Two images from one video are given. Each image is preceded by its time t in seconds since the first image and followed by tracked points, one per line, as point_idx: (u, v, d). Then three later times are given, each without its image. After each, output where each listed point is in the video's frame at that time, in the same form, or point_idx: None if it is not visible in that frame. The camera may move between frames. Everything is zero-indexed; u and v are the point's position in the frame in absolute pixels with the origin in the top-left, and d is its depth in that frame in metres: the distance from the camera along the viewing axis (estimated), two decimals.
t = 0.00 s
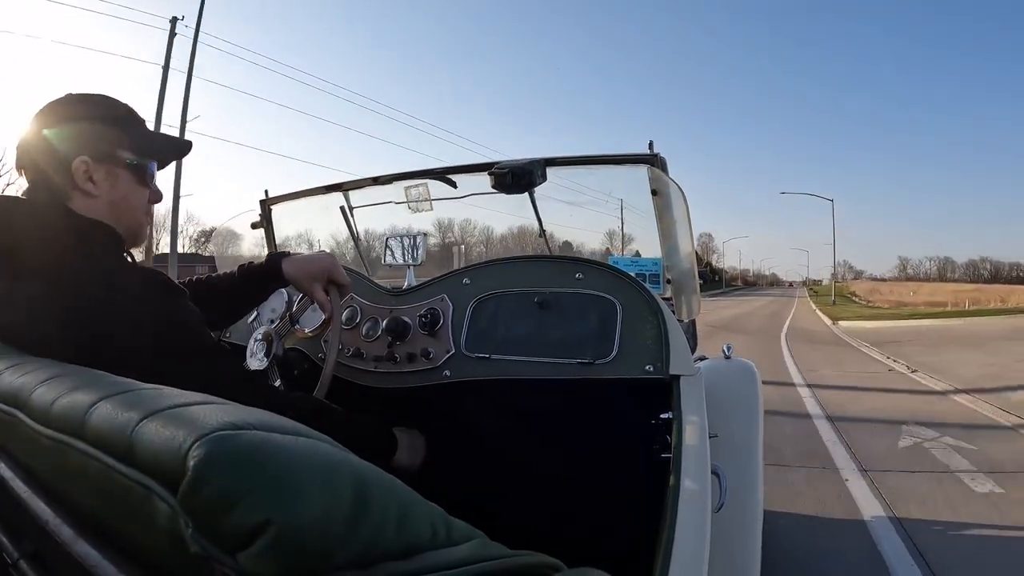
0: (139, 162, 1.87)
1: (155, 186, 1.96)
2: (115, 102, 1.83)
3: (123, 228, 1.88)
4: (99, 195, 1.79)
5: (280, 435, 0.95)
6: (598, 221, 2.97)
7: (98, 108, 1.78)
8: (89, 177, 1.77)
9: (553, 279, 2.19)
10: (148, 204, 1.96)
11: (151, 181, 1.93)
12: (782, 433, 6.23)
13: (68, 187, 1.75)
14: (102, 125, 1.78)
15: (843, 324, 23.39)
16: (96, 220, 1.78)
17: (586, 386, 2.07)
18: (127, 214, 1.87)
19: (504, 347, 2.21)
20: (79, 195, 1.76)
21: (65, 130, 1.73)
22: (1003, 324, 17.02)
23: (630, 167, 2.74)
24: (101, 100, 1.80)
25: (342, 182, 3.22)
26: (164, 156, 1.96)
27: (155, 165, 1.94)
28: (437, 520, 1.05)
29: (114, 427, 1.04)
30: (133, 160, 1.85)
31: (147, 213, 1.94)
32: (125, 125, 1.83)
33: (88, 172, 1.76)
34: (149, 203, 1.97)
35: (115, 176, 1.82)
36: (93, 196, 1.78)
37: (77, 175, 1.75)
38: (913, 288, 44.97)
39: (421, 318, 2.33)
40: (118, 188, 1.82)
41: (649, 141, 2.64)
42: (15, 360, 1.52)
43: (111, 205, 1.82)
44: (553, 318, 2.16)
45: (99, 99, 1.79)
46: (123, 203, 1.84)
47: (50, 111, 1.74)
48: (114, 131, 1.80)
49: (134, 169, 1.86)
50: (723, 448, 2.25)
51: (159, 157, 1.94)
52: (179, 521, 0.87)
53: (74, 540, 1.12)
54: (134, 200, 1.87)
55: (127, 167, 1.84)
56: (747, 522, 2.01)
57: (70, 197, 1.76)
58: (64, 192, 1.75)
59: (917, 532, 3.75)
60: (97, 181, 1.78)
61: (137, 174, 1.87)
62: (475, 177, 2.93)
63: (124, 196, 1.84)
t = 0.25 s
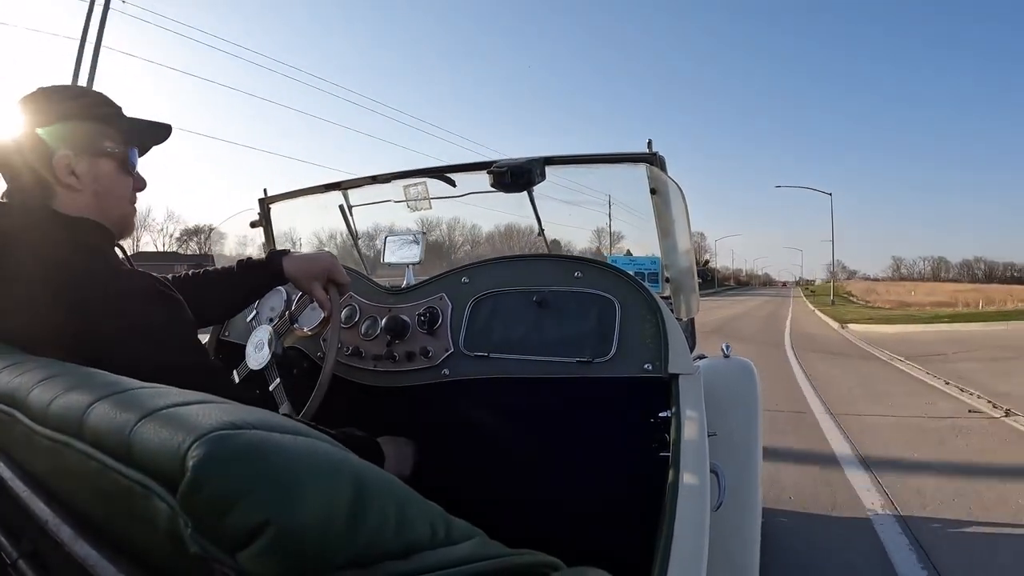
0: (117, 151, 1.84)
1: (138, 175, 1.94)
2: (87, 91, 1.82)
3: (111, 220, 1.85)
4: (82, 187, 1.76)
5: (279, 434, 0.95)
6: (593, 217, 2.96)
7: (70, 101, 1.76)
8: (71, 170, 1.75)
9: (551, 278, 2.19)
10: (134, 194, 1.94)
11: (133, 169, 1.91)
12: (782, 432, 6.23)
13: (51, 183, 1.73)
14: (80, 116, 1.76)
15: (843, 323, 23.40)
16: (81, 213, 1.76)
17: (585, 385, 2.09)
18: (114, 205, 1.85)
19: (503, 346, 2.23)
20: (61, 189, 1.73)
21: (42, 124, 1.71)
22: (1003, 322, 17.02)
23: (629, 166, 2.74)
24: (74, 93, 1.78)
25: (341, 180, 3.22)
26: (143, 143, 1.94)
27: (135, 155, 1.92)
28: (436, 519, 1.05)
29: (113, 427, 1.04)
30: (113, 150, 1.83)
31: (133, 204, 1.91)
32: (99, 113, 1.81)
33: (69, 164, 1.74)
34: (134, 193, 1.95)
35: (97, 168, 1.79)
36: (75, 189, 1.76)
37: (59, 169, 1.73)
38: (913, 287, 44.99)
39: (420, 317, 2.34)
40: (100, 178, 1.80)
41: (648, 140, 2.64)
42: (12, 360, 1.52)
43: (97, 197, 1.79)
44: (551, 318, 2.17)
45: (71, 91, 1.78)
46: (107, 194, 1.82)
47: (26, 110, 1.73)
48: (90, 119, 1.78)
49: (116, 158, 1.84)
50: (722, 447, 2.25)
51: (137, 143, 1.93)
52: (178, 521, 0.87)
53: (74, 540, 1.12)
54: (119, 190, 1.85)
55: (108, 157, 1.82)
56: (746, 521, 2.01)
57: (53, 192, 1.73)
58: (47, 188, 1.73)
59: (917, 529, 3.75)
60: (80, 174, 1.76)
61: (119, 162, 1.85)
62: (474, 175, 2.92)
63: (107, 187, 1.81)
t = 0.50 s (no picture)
0: (121, 149, 1.84)
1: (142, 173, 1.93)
2: (91, 89, 1.81)
3: (117, 219, 1.85)
4: (88, 188, 1.76)
5: (278, 432, 0.95)
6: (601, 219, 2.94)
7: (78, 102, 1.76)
8: (76, 171, 1.74)
9: (550, 277, 2.20)
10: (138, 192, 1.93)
11: (137, 168, 1.91)
12: (781, 429, 6.24)
13: (56, 184, 1.73)
14: (84, 116, 1.76)
15: (841, 322, 23.45)
16: (86, 214, 1.75)
17: (584, 383, 2.09)
18: (120, 205, 1.84)
19: (503, 345, 2.24)
20: (67, 189, 1.73)
21: (47, 125, 1.71)
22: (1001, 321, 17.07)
23: (628, 165, 2.75)
24: (79, 93, 1.77)
25: (340, 179, 3.21)
26: (146, 141, 1.94)
27: (140, 154, 1.92)
28: (436, 517, 1.06)
29: (113, 425, 1.04)
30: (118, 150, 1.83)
31: (138, 202, 1.91)
32: (104, 111, 1.80)
33: (74, 165, 1.74)
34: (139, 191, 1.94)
35: (102, 168, 1.79)
36: (81, 189, 1.75)
37: (64, 170, 1.73)
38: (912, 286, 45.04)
39: (420, 316, 2.35)
40: (105, 178, 1.79)
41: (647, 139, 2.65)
42: (10, 358, 1.51)
43: (102, 198, 1.79)
44: (551, 316, 2.17)
45: (74, 89, 1.77)
46: (112, 194, 1.81)
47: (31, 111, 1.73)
48: (95, 119, 1.77)
49: (120, 157, 1.83)
50: (721, 445, 2.26)
51: (140, 141, 1.92)
52: (177, 520, 0.87)
53: (74, 538, 1.12)
54: (124, 189, 1.84)
55: (112, 156, 1.81)
56: (745, 520, 2.01)
57: (59, 193, 1.73)
58: (52, 190, 1.73)
59: (915, 526, 3.77)
60: (84, 174, 1.76)
61: (123, 162, 1.84)
62: (473, 174, 2.93)
63: (112, 187, 1.81)
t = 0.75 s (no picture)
0: (130, 150, 1.85)
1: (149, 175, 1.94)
2: (101, 90, 1.82)
3: (123, 220, 1.86)
4: (96, 187, 1.77)
5: (281, 433, 0.95)
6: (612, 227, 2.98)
7: (88, 101, 1.77)
8: (85, 170, 1.75)
9: (554, 279, 2.20)
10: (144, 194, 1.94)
11: (145, 169, 1.92)
12: (784, 430, 6.23)
13: (65, 182, 1.73)
14: (93, 115, 1.76)
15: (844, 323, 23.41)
16: (94, 213, 1.76)
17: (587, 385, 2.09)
18: (127, 205, 1.85)
19: (506, 346, 2.24)
20: (76, 188, 1.74)
21: (58, 125, 1.71)
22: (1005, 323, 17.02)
23: (632, 166, 2.74)
24: (90, 93, 1.78)
25: (344, 179, 3.21)
26: (155, 144, 1.95)
27: (147, 155, 1.92)
28: (438, 518, 1.05)
29: (116, 425, 1.04)
30: (127, 150, 1.84)
31: (144, 202, 1.92)
32: (115, 113, 1.81)
33: (83, 164, 1.75)
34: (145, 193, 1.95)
35: (111, 168, 1.80)
36: (89, 188, 1.76)
37: (74, 168, 1.73)
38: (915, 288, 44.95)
39: (423, 316, 2.35)
40: (114, 178, 1.80)
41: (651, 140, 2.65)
42: (13, 358, 1.51)
43: (110, 197, 1.80)
44: (554, 318, 2.17)
45: (86, 90, 1.78)
46: (120, 193, 1.82)
47: (42, 108, 1.73)
48: (106, 120, 1.79)
49: (128, 159, 1.84)
50: (724, 446, 2.25)
51: (148, 143, 1.93)
52: (180, 520, 0.87)
53: (77, 537, 1.12)
54: (132, 190, 1.85)
55: (121, 157, 1.82)
56: (748, 522, 2.01)
57: (67, 191, 1.74)
58: (61, 188, 1.73)
59: (918, 527, 3.76)
60: (94, 173, 1.77)
61: (131, 163, 1.85)
62: (477, 175, 2.93)
63: (120, 186, 1.82)
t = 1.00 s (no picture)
0: (135, 157, 1.85)
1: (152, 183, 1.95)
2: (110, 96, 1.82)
3: (123, 224, 1.86)
4: (99, 191, 1.77)
5: (281, 430, 0.95)
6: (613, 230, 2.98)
7: (97, 107, 1.77)
8: (89, 174, 1.75)
9: (553, 276, 2.20)
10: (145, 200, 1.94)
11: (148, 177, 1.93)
12: (785, 427, 6.23)
13: (69, 185, 1.73)
14: (101, 121, 1.77)
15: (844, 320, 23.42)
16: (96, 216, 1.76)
17: (587, 382, 2.09)
18: (127, 210, 1.85)
19: (505, 344, 2.24)
20: (79, 191, 1.73)
21: (62, 126, 1.71)
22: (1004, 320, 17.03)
23: (631, 163, 2.74)
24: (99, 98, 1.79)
25: (342, 177, 3.21)
26: (160, 154, 1.95)
27: (151, 162, 1.93)
28: (438, 515, 1.06)
29: (116, 424, 1.04)
30: (132, 157, 1.84)
31: (145, 209, 1.92)
32: (122, 121, 1.82)
33: (88, 168, 1.75)
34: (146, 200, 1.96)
35: (115, 173, 1.80)
36: (92, 192, 1.76)
37: (79, 171, 1.73)
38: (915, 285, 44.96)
39: (422, 314, 2.36)
40: (117, 183, 1.80)
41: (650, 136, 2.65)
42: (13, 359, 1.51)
43: (112, 202, 1.80)
44: (554, 315, 2.17)
45: (95, 96, 1.78)
46: (123, 198, 1.82)
47: (49, 109, 1.72)
48: (113, 127, 1.79)
49: (133, 166, 1.85)
50: (724, 443, 2.25)
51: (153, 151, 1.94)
52: (181, 519, 0.87)
53: (78, 537, 1.12)
54: (134, 196, 1.86)
55: (126, 164, 1.83)
56: (748, 518, 2.01)
57: (70, 193, 1.73)
58: (64, 190, 1.72)
59: (918, 524, 3.77)
60: (98, 177, 1.77)
61: (135, 170, 1.86)
62: (476, 172, 2.92)
63: (123, 192, 1.82)
